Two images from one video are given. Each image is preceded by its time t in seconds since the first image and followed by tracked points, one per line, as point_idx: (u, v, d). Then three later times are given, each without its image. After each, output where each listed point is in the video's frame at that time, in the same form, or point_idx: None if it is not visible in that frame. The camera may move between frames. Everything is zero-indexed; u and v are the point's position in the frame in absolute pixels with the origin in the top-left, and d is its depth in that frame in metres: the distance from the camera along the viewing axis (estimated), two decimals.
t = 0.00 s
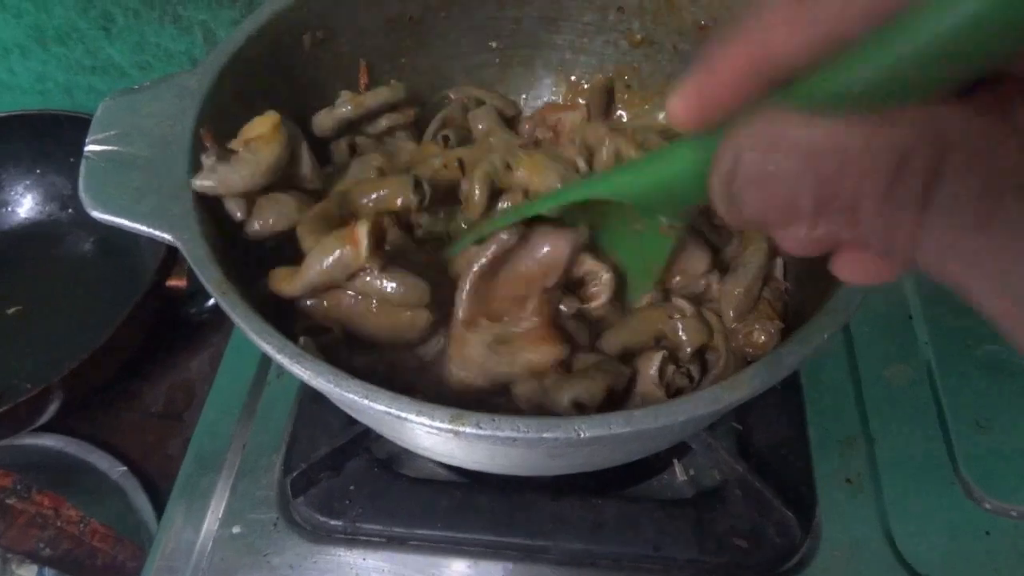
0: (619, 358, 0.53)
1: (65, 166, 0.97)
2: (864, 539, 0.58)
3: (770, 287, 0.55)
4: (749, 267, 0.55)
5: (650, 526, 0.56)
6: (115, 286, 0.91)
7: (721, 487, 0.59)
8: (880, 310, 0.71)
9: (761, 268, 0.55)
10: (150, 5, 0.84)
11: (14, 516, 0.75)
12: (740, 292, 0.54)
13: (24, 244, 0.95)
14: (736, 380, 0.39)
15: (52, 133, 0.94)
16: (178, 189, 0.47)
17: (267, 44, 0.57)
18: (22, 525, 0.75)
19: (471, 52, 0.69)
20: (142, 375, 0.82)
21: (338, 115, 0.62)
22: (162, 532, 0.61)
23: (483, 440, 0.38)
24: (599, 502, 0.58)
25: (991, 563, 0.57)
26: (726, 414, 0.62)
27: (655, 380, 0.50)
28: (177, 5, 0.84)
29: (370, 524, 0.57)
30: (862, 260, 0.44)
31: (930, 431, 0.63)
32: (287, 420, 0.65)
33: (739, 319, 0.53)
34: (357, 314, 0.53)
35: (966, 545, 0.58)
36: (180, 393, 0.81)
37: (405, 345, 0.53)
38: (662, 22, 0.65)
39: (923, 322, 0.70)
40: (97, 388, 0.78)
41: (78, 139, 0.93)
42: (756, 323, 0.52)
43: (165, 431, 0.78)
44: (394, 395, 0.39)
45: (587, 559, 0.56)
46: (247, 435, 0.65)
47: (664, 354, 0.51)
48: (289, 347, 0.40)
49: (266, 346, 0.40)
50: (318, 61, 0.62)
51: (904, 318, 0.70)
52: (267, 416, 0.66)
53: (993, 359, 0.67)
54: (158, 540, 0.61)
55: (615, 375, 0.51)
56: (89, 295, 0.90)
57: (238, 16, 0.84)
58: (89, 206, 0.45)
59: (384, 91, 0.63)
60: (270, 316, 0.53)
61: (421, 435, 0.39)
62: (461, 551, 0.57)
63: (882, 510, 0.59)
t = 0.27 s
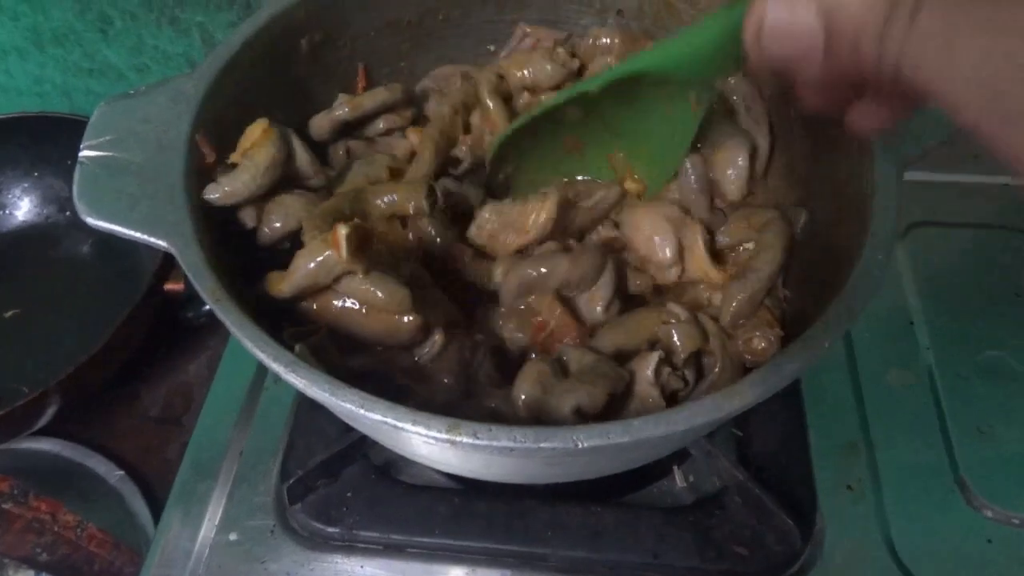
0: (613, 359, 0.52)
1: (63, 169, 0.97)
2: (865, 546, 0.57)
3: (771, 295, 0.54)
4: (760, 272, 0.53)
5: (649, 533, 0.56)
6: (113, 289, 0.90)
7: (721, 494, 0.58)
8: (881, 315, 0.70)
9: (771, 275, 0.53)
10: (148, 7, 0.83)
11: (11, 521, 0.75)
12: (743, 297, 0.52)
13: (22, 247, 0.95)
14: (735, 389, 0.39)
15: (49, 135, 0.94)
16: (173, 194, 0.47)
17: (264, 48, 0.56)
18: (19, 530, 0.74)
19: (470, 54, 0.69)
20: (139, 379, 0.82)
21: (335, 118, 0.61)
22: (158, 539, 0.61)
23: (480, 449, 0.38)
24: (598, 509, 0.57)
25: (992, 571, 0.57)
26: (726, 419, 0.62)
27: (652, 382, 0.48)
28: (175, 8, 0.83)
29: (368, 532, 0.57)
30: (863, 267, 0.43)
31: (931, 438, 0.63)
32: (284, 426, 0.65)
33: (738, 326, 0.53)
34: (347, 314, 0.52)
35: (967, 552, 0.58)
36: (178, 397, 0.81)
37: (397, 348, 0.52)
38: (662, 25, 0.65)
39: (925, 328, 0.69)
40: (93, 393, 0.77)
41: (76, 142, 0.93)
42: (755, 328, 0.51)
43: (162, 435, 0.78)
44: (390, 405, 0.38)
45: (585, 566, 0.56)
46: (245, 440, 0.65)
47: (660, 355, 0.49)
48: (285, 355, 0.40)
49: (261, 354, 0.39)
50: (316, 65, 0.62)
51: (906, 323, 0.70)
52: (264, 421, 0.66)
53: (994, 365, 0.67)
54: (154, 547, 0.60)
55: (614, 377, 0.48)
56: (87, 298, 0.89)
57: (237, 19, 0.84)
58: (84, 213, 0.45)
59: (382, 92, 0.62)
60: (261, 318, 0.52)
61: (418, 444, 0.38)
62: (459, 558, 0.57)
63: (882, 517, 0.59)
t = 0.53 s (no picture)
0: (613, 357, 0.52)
1: (63, 167, 0.97)
2: (864, 544, 0.57)
3: (771, 294, 0.54)
4: (759, 269, 0.53)
5: (649, 530, 0.56)
6: (113, 288, 0.90)
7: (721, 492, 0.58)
8: (881, 313, 0.70)
9: (771, 272, 0.53)
10: (148, 6, 0.83)
11: (11, 520, 0.75)
12: (743, 294, 0.52)
13: (22, 246, 0.95)
14: (734, 386, 0.39)
15: (49, 134, 0.94)
16: (174, 192, 0.47)
17: (264, 47, 0.56)
18: (20, 528, 0.75)
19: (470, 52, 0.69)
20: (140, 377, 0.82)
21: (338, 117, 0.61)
22: (159, 537, 0.61)
23: (480, 447, 0.38)
24: (598, 506, 0.57)
25: (991, 569, 0.57)
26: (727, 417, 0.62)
27: (652, 380, 0.48)
28: (176, 7, 0.84)
29: (368, 530, 0.57)
30: (862, 264, 0.44)
31: (931, 436, 0.63)
32: (284, 424, 0.65)
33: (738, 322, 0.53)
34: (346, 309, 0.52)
35: (966, 550, 0.58)
36: (178, 395, 0.81)
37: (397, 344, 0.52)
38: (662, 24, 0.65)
39: (924, 326, 0.69)
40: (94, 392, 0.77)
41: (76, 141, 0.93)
42: (755, 326, 0.51)
43: (163, 434, 0.78)
44: (390, 402, 0.38)
45: (586, 564, 0.56)
46: (245, 438, 0.65)
47: (660, 353, 0.49)
48: (285, 353, 0.40)
49: (262, 352, 0.40)
50: (316, 63, 0.62)
51: (906, 321, 0.70)
52: (265, 420, 0.66)
53: (994, 363, 0.67)
54: (155, 545, 0.61)
55: (610, 376, 0.47)
56: (87, 297, 0.89)
57: (237, 17, 0.84)
58: (85, 211, 0.45)
59: (384, 91, 0.63)
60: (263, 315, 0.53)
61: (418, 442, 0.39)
62: (459, 556, 0.57)
63: (882, 515, 0.59)
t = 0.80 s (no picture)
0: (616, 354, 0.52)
1: (65, 166, 0.97)
2: (864, 541, 0.58)
3: (771, 292, 0.55)
4: (760, 267, 0.53)
5: (650, 527, 0.56)
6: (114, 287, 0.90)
7: (722, 489, 0.58)
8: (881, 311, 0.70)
9: (772, 271, 0.53)
10: (149, 5, 0.84)
11: (11, 517, 0.75)
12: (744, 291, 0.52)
13: (24, 245, 0.95)
14: (736, 382, 0.39)
15: (51, 133, 0.94)
16: (175, 189, 0.47)
17: (266, 45, 0.56)
18: (21, 527, 0.75)
19: (471, 51, 0.69)
20: (141, 376, 0.82)
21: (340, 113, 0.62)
22: (161, 534, 0.61)
23: (482, 443, 0.38)
24: (599, 503, 0.58)
25: (990, 565, 0.57)
26: (726, 415, 0.62)
27: (655, 378, 0.48)
28: (177, 6, 0.84)
29: (369, 526, 0.57)
30: (863, 261, 0.44)
31: (930, 433, 0.63)
32: (286, 421, 0.65)
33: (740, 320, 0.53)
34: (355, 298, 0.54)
35: (966, 547, 0.58)
36: (179, 393, 0.81)
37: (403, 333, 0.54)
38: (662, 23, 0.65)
39: (924, 324, 0.70)
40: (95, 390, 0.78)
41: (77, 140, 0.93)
42: (756, 323, 0.51)
43: (164, 432, 0.78)
44: (392, 398, 0.38)
45: (587, 561, 0.56)
46: (246, 436, 0.65)
47: (663, 352, 0.49)
48: (287, 349, 0.40)
49: (264, 349, 0.40)
50: (318, 62, 0.62)
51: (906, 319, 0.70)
52: (266, 417, 0.66)
53: (993, 360, 0.67)
54: (156, 543, 0.61)
55: (613, 374, 0.48)
56: (88, 296, 0.90)
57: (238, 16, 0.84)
58: (87, 209, 0.45)
59: (387, 88, 0.64)
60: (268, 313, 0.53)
61: (420, 438, 0.39)
62: (460, 553, 0.57)
63: (882, 513, 0.59)
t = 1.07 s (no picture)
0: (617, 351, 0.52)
1: (65, 166, 0.97)
2: (864, 539, 0.58)
3: (771, 289, 0.55)
4: (760, 265, 0.53)
5: (650, 525, 0.57)
6: (115, 286, 0.90)
7: (722, 486, 0.58)
8: (882, 310, 0.70)
9: (771, 268, 0.53)
10: (150, 4, 0.84)
11: (14, 516, 0.75)
12: (743, 288, 0.52)
13: (24, 244, 0.95)
14: (736, 378, 0.39)
15: (52, 133, 0.94)
16: (178, 187, 0.47)
17: (267, 44, 0.57)
18: (21, 525, 0.75)
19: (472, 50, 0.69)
20: (141, 374, 0.82)
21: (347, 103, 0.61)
22: (162, 532, 0.61)
23: (483, 439, 0.38)
24: (599, 501, 0.58)
25: (990, 563, 0.57)
26: (726, 413, 0.62)
27: (655, 374, 0.48)
28: (178, 6, 0.84)
29: (370, 524, 0.57)
30: (862, 258, 0.44)
31: (930, 431, 0.63)
32: (287, 418, 0.65)
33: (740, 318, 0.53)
34: (377, 289, 0.53)
35: (966, 544, 0.58)
36: (180, 392, 0.81)
37: (418, 328, 0.53)
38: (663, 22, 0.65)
39: (924, 323, 0.70)
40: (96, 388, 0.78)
41: (77, 139, 0.93)
42: (756, 321, 0.51)
43: (165, 431, 0.78)
44: (394, 395, 0.38)
45: (587, 559, 0.56)
46: (247, 434, 0.65)
47: (663, 348, 0.49)
48: (288, 346, 0.40)
49: (265, 346, 0.40)
50: (319, 61, 0.62)
51: (905, 318, 0.70)
52: (267, 415, 0.66)
53: (994, 359, 0.67)
54: (157, 540, 0.61)
55: (614, 371, 0.47)
56: (89, 295, 0.90)
57: (238, 16, 0.84)
58: (90, 207, 0.45)
59: (395, 79, 0.62)
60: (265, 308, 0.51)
61: (421, 434, 0.39)
62: (460, 551, 0.57)
63: (882, 511, 0.59)
